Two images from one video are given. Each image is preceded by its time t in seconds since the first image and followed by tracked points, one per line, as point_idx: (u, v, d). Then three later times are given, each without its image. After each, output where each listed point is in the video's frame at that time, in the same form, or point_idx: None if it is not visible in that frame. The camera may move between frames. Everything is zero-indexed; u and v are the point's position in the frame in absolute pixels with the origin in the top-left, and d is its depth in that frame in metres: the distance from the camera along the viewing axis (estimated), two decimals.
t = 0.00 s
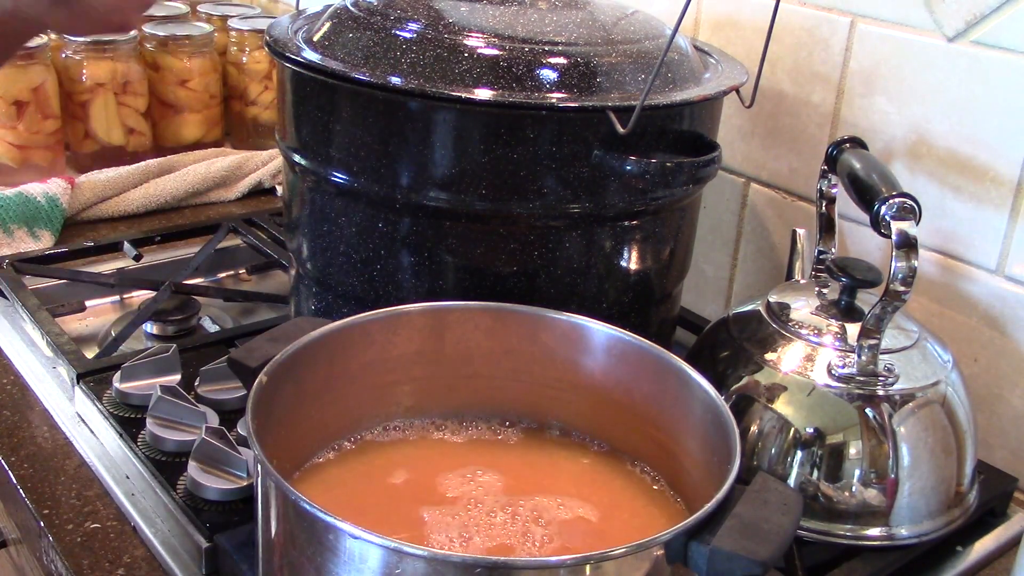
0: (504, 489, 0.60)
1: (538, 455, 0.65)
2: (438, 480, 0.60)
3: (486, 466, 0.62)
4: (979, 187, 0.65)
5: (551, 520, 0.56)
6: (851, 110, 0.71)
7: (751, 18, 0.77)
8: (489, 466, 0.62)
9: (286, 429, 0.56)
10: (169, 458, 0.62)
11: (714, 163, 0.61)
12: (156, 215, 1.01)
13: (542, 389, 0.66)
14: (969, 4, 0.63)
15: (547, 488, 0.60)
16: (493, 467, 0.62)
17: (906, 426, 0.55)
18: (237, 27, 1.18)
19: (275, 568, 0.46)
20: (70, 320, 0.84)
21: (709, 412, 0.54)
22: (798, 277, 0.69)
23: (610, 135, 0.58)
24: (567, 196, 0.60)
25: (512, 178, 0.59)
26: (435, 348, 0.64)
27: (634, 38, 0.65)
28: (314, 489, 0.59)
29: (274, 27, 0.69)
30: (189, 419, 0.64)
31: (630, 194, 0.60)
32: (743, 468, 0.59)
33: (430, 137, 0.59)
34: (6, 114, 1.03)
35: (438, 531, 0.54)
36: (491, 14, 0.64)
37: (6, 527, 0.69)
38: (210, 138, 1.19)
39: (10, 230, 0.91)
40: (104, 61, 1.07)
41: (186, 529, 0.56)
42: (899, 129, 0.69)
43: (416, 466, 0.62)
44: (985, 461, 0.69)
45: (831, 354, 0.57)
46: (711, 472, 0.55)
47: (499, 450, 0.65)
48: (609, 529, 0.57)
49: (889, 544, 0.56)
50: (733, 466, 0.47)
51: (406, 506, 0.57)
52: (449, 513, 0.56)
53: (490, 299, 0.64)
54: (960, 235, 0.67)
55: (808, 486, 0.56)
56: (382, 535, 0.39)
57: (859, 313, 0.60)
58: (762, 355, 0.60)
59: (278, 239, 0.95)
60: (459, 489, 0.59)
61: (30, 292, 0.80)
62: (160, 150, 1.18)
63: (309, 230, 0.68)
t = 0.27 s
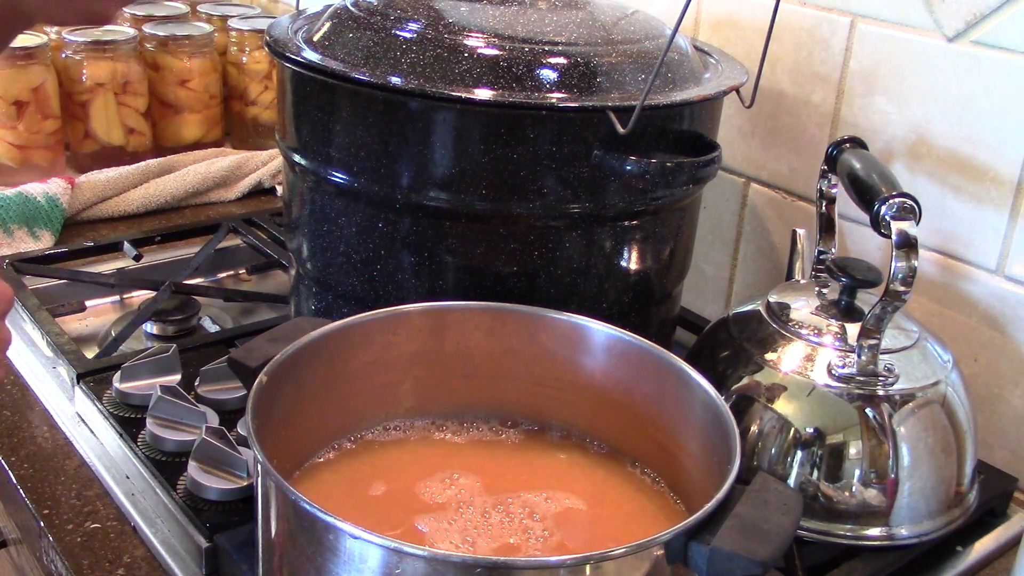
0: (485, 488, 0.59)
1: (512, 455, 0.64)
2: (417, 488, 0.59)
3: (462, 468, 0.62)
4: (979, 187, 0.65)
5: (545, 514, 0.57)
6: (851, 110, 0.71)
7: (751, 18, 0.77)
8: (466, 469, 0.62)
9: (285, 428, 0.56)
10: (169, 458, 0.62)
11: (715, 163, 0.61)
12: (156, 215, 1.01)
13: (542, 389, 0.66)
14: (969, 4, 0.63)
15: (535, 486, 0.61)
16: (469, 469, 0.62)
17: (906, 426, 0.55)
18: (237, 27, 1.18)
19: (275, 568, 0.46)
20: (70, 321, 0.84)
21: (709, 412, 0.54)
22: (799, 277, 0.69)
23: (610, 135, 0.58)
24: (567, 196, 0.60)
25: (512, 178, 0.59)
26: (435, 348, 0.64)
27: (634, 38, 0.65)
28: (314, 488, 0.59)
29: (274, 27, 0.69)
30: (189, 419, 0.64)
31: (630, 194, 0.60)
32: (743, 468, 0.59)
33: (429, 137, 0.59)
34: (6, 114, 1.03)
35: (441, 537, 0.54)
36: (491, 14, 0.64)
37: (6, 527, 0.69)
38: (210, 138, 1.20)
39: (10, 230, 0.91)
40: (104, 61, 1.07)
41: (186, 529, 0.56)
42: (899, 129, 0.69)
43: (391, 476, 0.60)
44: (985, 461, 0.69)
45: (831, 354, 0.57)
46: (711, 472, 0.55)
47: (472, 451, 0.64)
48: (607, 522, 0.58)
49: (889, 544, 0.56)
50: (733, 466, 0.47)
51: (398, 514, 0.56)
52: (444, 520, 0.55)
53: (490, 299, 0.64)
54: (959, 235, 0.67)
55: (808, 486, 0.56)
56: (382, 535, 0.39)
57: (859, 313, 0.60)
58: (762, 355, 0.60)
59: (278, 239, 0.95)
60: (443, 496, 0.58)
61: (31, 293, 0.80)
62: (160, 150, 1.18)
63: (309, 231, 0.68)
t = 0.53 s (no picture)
0: (476, 491, 0.59)
1: (495, 455, 0.64)
2: (413, 497, 0.58)
3: (454, 473, 0.61)
4: (979, 187, 0.65)
5: (543, 507, 0.58)
6: (851, 110, 0.71)
7: (751, 18, 0.77)
8: (452, 474, 0.61)
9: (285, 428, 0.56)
10: (169, 459, 0.62)
11: (714, 163, 0.61)
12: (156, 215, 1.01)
13: (543, 388, 0.66)
14: (969, 4, 0.63)
15: (523, 478, 0.62)
16: (457, 474, 0.61)
17: (906, 426, 0.55)
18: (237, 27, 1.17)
19: (275, 568, 0.46)
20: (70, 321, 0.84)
21: (709, 412, 0.54)
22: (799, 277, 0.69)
23: (610, 135, 0.58)
24: (567, 196, 0.60)
25: (512, 179, 0.59)
26: (435, 348, 0.64)
27: (634, 38, 0.65)
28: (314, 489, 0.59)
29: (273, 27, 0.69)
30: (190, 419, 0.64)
31: (630, 194, 0.60)
32: (743, 468, 0.59)
33: (430, 137, 0.59)
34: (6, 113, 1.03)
35: (447, 544, 0.53)
36: (491, 14, 0.64)
37: (6, 527, 0.69)
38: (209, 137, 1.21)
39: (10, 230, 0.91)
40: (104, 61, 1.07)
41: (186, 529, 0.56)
42: (899, 129, 0.69)
43: (381, 486, 0.59)
44: (985, 461, 0.69)
45: (831, 354, 0.57)
46: (711, 472, 0.55)
47: (454, 456, 0.63)
48: (605, 515, 0.58)
49: (889, 544, 0.56)
50: (733, 466, 0.47)
51: (399, 523, 0.55)
52: (449, 529, 0.55)
53: (490, 299, 0.64)
54: (960, 234, 0.67)
55: (808, 486, 0.56)
56: (382, 535, 0.39)
57: (859, 313, 0.60)
58: (762, 355, 0.60)
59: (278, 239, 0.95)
60: (438, 506, 0.57)
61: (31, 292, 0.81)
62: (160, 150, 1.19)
63: (309, 231, 0.68)
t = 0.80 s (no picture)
0: (457, 494, 0.59)
1: (467, 455, 0.63)
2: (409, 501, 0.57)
3: (450, 475, 0.61)
4: (979, 187, 0.65)
5: (528, 504, 0.58)
6: (851, 109, 0.71)
7: (751, 18, 0.77)
8: (429, 479, 0.60)
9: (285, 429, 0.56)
10: (169, 459, 0.62)
11: (714, 163, 0.61)
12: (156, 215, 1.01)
13: (542, 388, 0.66)
14: (969, 4, 0.63)
15: (503, 471, 0.62)
16: (455, 474, 0.61)
17: (906, 426, 0.55)
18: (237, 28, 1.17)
19: (275, 568, 0.46)
20: (70, 320, 0.84)
21: (709, 412, 0.54)
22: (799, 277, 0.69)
23: (610, 135, 0.58)
24: (567, 196, 0.60)
25: (512, 178, 0.59)
26: (435, 348, 0.64)
27: (634, 38, 0.65)
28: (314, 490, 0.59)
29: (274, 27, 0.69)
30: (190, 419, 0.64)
31: (630, 194, 0.60)
32: (743, 468, 0.59)
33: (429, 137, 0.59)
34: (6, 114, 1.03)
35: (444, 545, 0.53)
36: (491, 14, 0.64)
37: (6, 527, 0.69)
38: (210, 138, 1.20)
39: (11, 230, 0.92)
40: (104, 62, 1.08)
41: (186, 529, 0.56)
42: (899, 129, 0.69)
43: (375, 489, 0.59)
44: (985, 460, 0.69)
45: (831, 354, 0.57)
46: (711, 472, 0.55)
47: (428, 460, 0.62)
48: (599, 511, 0.59)
49: (889, 544, 0.56)
50: (733, 466, 0.47)
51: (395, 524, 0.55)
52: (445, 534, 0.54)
53: (490, 299, 0.64)
54: (960, 234, 0.67)
55: (808, 486, 0.56)
56: (382, 535, 0.39)
57: (859, 313, 0.60)
58: (762, 355, 0.60)
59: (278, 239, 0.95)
60: (435, 510, 0.56)
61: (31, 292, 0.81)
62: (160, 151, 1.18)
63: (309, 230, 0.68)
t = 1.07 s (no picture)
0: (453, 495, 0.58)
1: (447, 457, 0.63)
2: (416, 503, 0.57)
3: (451, 476, 0.61)
4: (979, 187, 0.65)
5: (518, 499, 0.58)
6: (852, 109, 0.71)
7: (751, 18, 0.77)
8: (416, 487, 0.59)
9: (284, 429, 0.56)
10: (169, 458, 0.63)
11: (714, 163, 0.61)
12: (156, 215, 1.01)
13: (542, 388, 0.66)
14: (968, 4, 0.63)
15: (484, 467, 0.62)
16: (455, 474, 0.61)
17: (906, 426, 0.55)
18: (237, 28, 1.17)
19: (275, 568, 0.46)
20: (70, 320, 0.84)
21: (709, 412, 0.54)
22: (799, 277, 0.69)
23: (610, 135, 0.58)
24: (567, 196, 0.60)
25: (512, 179, 0.59)
26: (434, 348, 0.64)
27: (634, 38, 0.65)
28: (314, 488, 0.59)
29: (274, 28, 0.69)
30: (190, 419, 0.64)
31: (630, 194, 0.60)
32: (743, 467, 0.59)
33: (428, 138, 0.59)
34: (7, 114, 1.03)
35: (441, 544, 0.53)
36: (491, 14, 0.64)
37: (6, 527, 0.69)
38: (210, 138, 1.20)
39: (10, 230, 0.90)
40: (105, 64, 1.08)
41: (186, 529, 0.56)
42: (900, 129, 0.69)
43: (375, 490, 0.59)
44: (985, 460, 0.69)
45: (831, 354, 0.57)
46: (711, 472, 0.55)
47: (429, 462, 0.62)
48: (591, 505, 0.59)
49: (889, 544, 0.56)
50: (733, 466, 0.47)
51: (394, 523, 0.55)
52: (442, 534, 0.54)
53: (490, 299, 0.64)
54: (960, 234, 0.67)
55: (808, 486, 0.56)
56: (382, 535, 0.39)
57: (859, 313, 0.60)
58: (762, 355, 0.60)
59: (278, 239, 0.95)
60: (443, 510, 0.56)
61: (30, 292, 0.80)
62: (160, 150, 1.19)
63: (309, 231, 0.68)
